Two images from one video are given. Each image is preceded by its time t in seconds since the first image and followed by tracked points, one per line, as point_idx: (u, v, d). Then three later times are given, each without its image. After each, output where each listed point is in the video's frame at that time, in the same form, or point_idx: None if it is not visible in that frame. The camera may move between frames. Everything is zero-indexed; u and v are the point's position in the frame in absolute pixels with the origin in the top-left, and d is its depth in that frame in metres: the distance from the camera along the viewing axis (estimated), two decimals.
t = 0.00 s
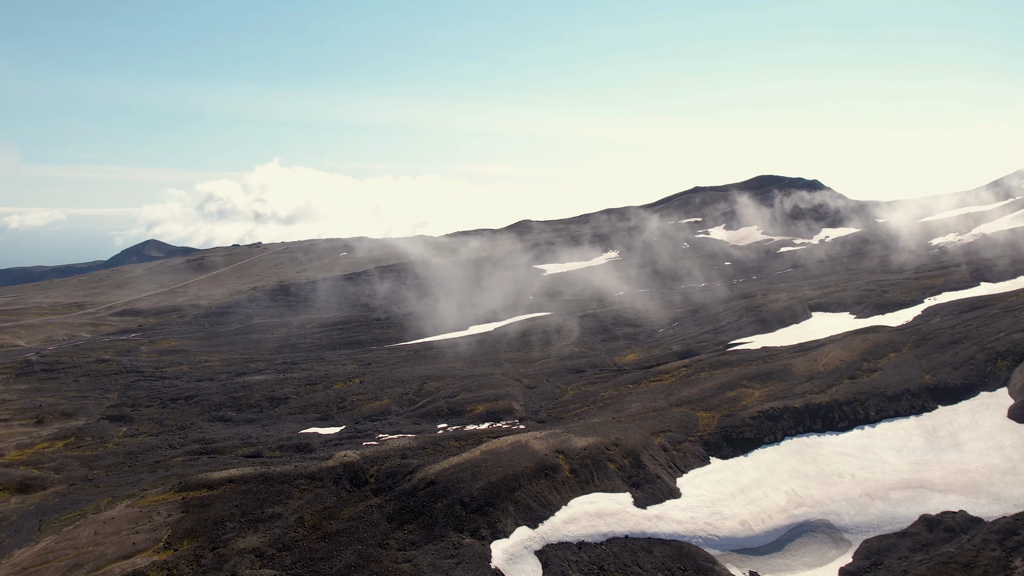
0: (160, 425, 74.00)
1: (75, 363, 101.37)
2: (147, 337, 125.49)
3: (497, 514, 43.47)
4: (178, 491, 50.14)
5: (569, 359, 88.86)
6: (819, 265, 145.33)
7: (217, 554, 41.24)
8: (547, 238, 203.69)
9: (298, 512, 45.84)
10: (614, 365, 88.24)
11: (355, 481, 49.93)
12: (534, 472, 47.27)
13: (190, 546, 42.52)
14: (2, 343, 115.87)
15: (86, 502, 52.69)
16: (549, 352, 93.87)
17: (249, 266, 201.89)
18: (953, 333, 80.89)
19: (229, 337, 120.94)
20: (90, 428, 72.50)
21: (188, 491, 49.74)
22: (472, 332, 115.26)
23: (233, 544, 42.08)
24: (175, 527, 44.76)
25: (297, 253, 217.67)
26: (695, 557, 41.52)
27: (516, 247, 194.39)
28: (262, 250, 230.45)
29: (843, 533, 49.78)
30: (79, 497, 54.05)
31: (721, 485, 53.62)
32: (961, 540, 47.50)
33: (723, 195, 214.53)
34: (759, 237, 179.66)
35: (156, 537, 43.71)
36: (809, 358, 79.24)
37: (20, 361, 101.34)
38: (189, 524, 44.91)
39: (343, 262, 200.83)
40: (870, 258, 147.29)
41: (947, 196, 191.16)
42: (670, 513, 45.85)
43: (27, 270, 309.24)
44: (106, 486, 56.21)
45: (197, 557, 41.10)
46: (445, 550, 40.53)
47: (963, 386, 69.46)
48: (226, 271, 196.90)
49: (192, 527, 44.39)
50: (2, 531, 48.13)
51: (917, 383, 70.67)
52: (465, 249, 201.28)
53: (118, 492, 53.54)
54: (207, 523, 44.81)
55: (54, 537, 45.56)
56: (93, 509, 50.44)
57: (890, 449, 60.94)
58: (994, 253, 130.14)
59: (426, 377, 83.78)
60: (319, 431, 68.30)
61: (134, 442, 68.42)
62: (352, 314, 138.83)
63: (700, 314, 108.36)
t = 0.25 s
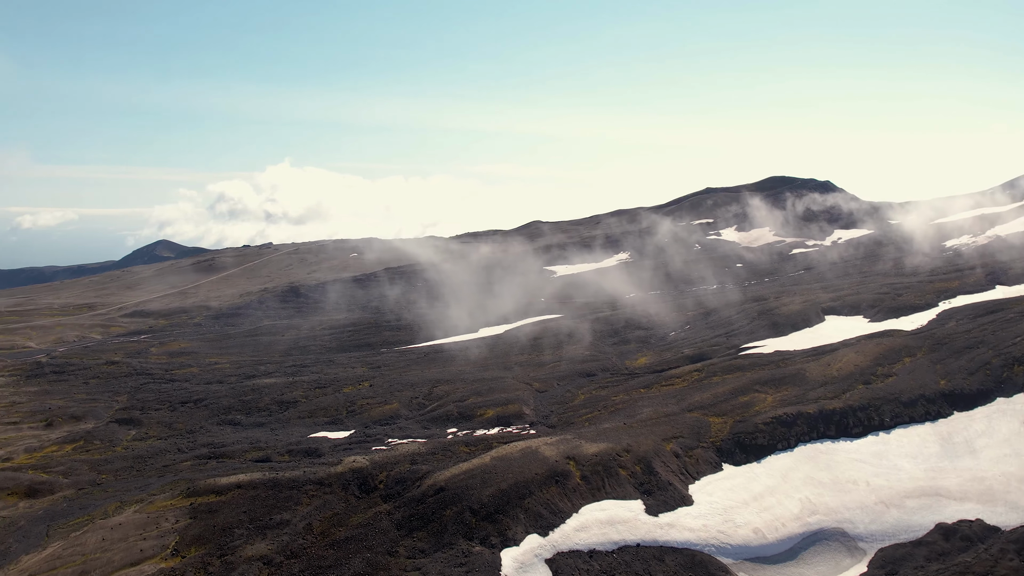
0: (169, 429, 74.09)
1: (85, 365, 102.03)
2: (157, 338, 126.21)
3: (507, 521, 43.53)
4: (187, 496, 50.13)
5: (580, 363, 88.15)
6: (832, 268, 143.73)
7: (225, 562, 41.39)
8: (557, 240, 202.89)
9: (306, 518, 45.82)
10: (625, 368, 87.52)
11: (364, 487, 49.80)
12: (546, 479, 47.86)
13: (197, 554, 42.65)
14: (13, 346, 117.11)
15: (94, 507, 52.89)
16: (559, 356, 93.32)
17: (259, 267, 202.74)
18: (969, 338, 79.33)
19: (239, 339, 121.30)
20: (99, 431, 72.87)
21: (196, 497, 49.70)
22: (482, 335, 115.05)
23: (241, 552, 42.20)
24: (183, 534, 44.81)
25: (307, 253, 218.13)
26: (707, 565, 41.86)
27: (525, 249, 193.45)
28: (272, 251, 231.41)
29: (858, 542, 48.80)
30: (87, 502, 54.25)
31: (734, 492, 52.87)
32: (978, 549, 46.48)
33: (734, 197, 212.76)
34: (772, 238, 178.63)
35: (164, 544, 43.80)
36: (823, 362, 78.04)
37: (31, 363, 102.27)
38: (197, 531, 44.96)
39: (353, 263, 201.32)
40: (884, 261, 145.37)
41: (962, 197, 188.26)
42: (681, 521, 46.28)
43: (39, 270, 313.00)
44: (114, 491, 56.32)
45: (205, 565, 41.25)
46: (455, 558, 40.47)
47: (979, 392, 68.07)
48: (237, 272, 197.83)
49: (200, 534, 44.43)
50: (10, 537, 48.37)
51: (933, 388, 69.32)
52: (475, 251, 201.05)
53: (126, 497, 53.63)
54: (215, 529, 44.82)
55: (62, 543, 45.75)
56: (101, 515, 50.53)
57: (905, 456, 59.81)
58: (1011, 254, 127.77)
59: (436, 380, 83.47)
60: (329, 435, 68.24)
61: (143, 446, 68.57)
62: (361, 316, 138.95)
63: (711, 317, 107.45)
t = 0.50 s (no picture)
0: (178, 432, 74.29)
1: (95, 367, 102.73)
2: (167, 340, 126.94)
3: (518, 528, 43.51)
4: (195, 502, 50.15)
5: (590, 367, 87.62)
6: (845, 271, 142.30)
7: (233, 569, 41.39)
8: (567, 242, 202.27)
9: (315, 525, 45.72)
10: (636, 372, 86.81)
11: (374, 493, 49.61)
12: (556, 486, 47.55)
13: (205, 560, 42.67)
14: (24, 347, 118.30)
15: (102, 512, 53.04)
16: (569, 359, 92.83)
17: (269, 268, 203.72)
18: (986, 342, 77.82)
19: (249, 341, 121.74)
20: (108, 434, 73.24)
21: (205, 502, 49.70)
22: (493, 337, 115.04)
23: (250, 559, 42.20)
24: (191, 540, 44.84)
25: (316, 254, 218.96)
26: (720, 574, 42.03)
27: (534, 252, 193.16)
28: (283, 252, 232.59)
29: (874, 550, 47.82)
30: (95, 507, 54.41)
31: (747, 499, 52.13)
32: (997, 559, 45.51)
33: (745, 198, 211.23)
34: (784, 239, 177.59)
35: (172, 551, 43.82)
36: (837, 367, 76.88)
37: (41, 364, 103.16)
38: (204, 537, 44.94)
39: (363, 264, 201.90)
40: (897, 263, 143.62)
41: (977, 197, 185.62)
42: (693, 529, 46.17)
43: (50, 270, 317.24)
44: (123, 495, 56.50)
45: (213, 572, 41.26)
46: (464, 566, 40.40)
47: (996, 398, 66.71)
48: (247, 273, 198.89)
49: (208, 540, 44.44)
50: (19, 542, 48.62)
51: (948, 394, 68.00)
52: (484, 252, 200.92)
53: (134, 502, 53.75)
54: (223, 536, 44.79)
55: (70, 548, 45.85)
56: (109, 520, 50.65)
57: (921, 463, 58.71)
58: None
59: (445, 384, 83.20)
60: (338, 439, 68.15)
61: (152, 450, 68.80)
62: (371, 318, 139.18)
63: (723, 320, 106.56)
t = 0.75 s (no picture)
0: (187, 436, 74.49)
1: (105, 369, 103.40)
2: (177, 342, 127.63)
3: (528, 537, 43.33)
4: (203, 508, 50.13)
5: (600, 371, 87.03)
6: (859, 273, 140.80)
7: None
8: (577, 244, 201.62)
9: (324, 531, 45.62)
10: (647, 376, 86.08)
11: (383, 499, 49.47)
12: (567, 493, 47.30)
13: (213, 568, 42.63)
14: (35, 349, 119.40)
15: (110, 517, 53.17)
16: (579, 362, 92.30)
17: (279, 269, 204.66)
18: (1002, 347, 76.28)
19: (259, 343, 122.17)
20: (117, 438, 73.56)
21: (213, 508, 49.66)
22: (504, 340, 114.90)
23: (259, 566, 42.15)
24: (199, 547, 44.80)
25: (326, 256, 219.67)
26: None
27: (544, 255, 192.78)
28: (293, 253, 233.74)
29: (889, 559, 46.83)
30: (103, 512, 54.53)
31: (760, 507, 51.38)
32: (1016, 570, 44.42)
33: (756, 200, 209.73)
34: (795, 241, 176.46)
35: (180, 558, 43.75)
36: (850, 371, 75.69)
37: (51, 367, 103.95)
38: (212, 544, 44.92)
39: (372, 266, 202.50)
40: (912, 265, 141.88)
41: (993, 198, 182.93)
42: (706, 537, 45.62)
43: (62, 269, 320.83)
44: (131, 500, 56.62)
45: None
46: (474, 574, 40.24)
47: (1014, 404, 65.20)
48: (257, 274, 199.91)
49: (216, 547, 44.43)
50: (26, 547, 48.79)
51: (965, 400, 66.60)
52: (494, 254, 200.89)
53: (142, 508, 53.82)
54: (231, 543, 44.72)
55: (78, 554, 45.89)
56: (117, 525, 50.70)
57: (937, 470, 57.50)
58: None
59: (455, 388, 82.87)
60: (348, 443, 68.04)
61: (160, 454, 68.95)
62: (380, 321, 139.35)
63: (735, 323, 105.58)
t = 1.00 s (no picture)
0: (196, 440, 74.70)
1: (116, 371, 104.10)
2: (188, 343, 128.41)
3: (539, 544, 43.04)
4: (211, 513, 50.10)
5: (611, 375, 86.46)
6: (872, 276, 139.21)
7: None
8: (586, 246, 200.98)
9: (332, 538, 45.48)
10: (659, 379, 85.37)
11: (392, 505, 49.35)
12: (578, 500, 46.95)
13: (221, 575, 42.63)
14: (46, 350, 120.51)
15: (118, 522, 53.31)
16: (590, 366, 91.75)
17: (289, 270, 205.55)
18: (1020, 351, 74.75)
19: (269, 345, 122.66)
20: (126, 441, 73.88)
21: (221, 513, 49.57)
22: (514, 343, 114.70)
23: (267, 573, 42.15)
24: (206, 553, 44.78)
25: (336, 257, 220.38)
26: None
27: (554, 257, 192.27)
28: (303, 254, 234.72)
29: (905, 568, 45.89)
30: (112, 517, 54.70)
31: (773, 514, 50.64)
32: None
33: (768, 202, 208.23)
34: (808, 242, 175.31)
35: (188, 564, 43.75)
36: (865, 376, 74.56)
37: (62, 368, 104.81)
38: (220, 551, 44.92)
39: (383, 267, 203.02)
40: (926, 268, 140.03)
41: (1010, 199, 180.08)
42: (719, 546, 45.01)
43: (74, 270, 324.21)
44: (139, 505, 56.73)
45: None
46: None
47: None
48: (267, 275, 200.84)
49: (223, 554, 44.45)
50: (35, 552, 48.98)
51: (982, 406, 65.31)
52: (504, 257, 200.88)
53: (151, 513, 53.89)
54: (239, 550, 44.71)
55: (87, 560, 46.01)
56: (124, 531, 50.82)
57: (954, 477, 56.38)
58: None
59: (465, 392, 82.56)
60: (357, 448, 67.92)
61: (169, 458, 69.14)
62: (390, 323, 139.59)
63: (748, 327, 104.60)
